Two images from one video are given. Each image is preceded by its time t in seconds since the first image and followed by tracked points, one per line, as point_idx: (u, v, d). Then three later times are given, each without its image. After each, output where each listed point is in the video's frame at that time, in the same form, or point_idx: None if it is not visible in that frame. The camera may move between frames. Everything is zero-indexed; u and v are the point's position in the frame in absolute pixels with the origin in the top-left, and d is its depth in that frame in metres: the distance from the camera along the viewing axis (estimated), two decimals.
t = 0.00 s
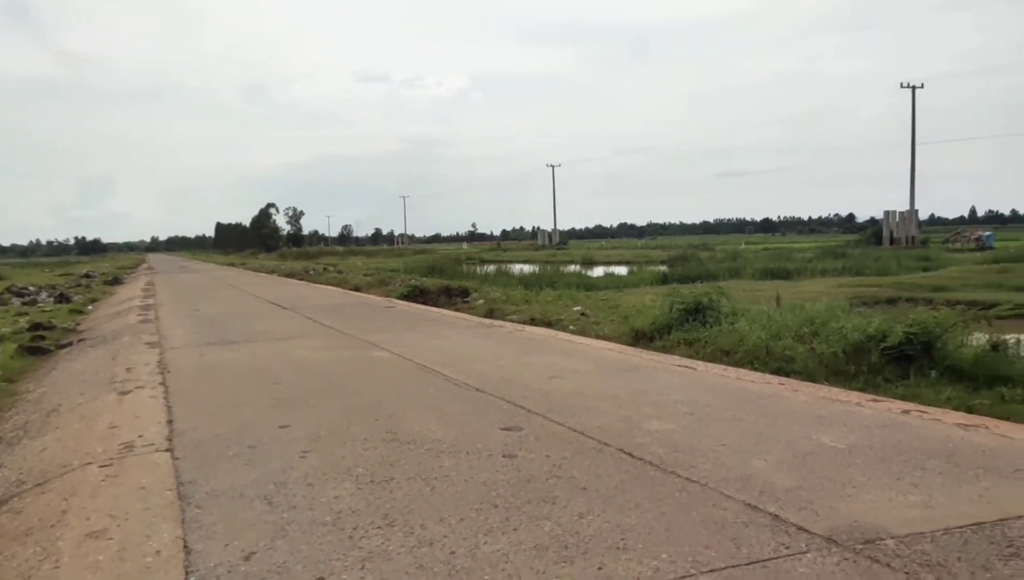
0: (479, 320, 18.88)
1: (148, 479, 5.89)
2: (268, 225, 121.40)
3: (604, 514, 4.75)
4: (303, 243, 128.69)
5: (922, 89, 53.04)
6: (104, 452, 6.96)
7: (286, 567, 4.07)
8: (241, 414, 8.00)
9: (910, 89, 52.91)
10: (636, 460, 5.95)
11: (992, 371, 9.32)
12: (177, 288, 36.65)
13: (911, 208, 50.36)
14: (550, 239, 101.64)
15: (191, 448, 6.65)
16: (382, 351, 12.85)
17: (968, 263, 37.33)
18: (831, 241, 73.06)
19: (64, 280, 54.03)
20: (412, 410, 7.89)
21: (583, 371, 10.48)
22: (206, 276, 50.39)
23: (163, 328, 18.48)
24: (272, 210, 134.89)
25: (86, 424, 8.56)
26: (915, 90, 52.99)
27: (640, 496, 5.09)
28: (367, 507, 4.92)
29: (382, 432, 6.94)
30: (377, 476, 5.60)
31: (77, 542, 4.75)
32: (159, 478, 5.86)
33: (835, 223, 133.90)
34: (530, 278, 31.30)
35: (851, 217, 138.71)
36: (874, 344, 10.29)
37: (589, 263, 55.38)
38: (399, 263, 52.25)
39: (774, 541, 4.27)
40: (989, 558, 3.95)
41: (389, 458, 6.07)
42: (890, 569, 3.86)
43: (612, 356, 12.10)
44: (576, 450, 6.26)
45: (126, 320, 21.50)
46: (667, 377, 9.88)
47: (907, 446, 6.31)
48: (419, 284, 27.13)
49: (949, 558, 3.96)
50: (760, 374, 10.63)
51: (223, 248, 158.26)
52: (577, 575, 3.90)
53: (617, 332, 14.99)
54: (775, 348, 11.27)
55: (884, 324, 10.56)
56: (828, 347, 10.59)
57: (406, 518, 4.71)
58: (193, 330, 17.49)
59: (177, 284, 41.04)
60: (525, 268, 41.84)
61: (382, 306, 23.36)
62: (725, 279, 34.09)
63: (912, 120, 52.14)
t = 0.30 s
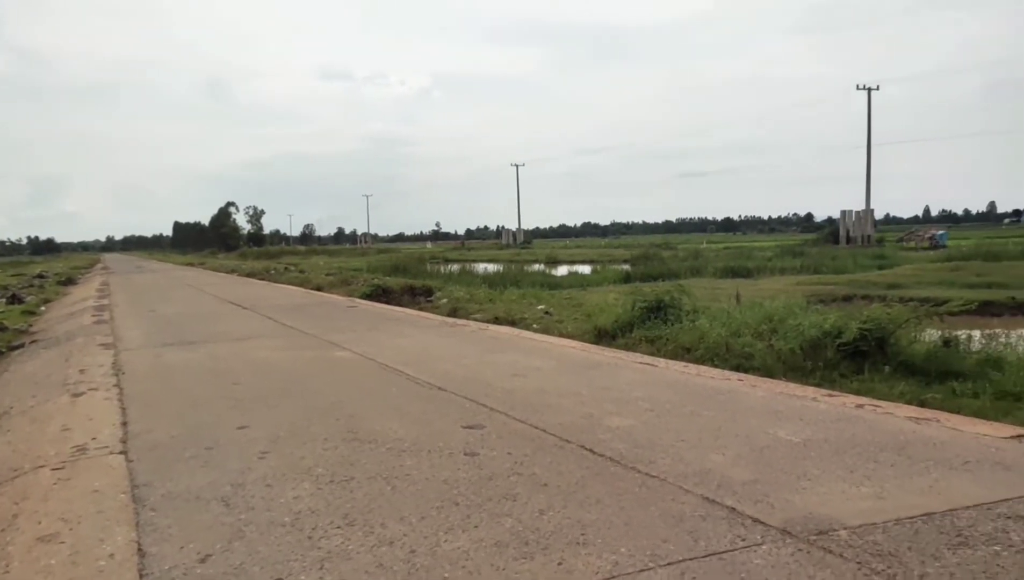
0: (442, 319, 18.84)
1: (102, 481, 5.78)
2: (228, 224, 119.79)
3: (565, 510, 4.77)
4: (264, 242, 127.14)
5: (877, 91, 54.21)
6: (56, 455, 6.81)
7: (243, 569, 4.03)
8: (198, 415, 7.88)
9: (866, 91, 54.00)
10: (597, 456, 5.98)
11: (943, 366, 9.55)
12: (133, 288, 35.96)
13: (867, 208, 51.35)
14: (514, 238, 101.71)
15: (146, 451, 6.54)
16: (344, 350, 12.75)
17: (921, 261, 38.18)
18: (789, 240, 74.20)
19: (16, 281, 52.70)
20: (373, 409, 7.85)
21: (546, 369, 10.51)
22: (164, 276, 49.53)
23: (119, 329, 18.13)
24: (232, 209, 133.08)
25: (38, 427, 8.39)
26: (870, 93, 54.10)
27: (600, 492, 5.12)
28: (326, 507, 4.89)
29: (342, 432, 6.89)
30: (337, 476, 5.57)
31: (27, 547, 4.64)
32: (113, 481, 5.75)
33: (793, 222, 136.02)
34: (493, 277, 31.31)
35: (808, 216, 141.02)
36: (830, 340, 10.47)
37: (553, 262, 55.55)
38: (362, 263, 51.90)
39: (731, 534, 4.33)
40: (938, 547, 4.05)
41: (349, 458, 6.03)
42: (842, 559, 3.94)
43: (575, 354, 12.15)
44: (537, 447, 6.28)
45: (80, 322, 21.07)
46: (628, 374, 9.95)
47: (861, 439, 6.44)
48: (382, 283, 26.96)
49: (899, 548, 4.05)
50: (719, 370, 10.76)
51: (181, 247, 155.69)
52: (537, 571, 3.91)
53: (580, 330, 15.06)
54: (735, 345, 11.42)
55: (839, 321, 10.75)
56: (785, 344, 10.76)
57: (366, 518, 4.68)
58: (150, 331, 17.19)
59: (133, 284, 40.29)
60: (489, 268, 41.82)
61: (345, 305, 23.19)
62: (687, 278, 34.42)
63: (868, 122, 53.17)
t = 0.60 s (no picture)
0: (395, 319, 18.73)
1: (39, 486, 5.61)
2: (176, 223, 117.39)
3: (514, 507, 4.78)
4: (214, 242, 124.87)
5: (824, 94, 55.44)
6: None
7: (185, 573, 3.95)
8: (142, 417, 7.71)
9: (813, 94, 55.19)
10: (548, 453, 6.00)
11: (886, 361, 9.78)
12: (78, 289, 35.02)
13: (815, 208, 52.41)
14: (470, 238, 101.46)
15: (87, 454, 6.38)
16: (295, 351, 12.59)
17: (867, 259, 39.11)
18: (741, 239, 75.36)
19: None
20: (323, 410, 7.76)
21: (499, 368, 10.51)
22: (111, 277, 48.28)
23: (61, 331, 17.63)
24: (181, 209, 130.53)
25: None
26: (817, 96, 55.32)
27: (550, 488, 5.13)
28: (272, 509, 4.82)
29: (291, 433, 6.80)
30: (284, 478, 5.49)
31: None
32: (51, 486, 5.59)
33: (743, 222, 138.21)
34: (448, 276, 31.21)
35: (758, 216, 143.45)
36: (777, 337, 10.65)
37: (509, 262, 55.58)
38: (316, 263, 51.29)
39: (677, 527, 4.38)
40: (876, 536, 4.14)
41: (297, 459, 5.96)
42: (784, 549, 4.01)
43: (528, 352, 12.18)
44: (488, 445, 6.27)
45: (22, 324, 20.45)
46: (580, 372, 10.01)
47: (805, 432, 6.57)
48: (335, 283, 26.68)
49: (840, 537, 4.13)
50: (670, 367, 10.88)
51: (128, 247, 152.11)
52: (485, 568, 3.91)
53: (534, 329, 15.10)
54: (686, 342, 11.56)
55: (787, 318, 10.94)
56: (735, 340, 10.92)
57: (313, 519, 4.63)
58: (94, 332, 16.76)
59: (78, 285, 39.21)
60: (444, 267, 41.65)
61: (297, 305, 22.91)
62: (640, 277, 34.75)
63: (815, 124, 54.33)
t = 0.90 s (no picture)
0: (344, 320, 18.51)
1: None
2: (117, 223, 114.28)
3: (459, 507, 4.75)
4: (157, 243, 121.96)
5: (769, 98, 56.50)
6: None
7: None
8: (77, 422, 7.48)
9: (759, 98, 56.24)
10: (495, 452, 5.99)
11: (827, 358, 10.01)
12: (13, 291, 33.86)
13: (760, 209, 53.39)
14: (420, 238, 100.80)
15: (16, 460, 6.16)
16: (239, 353, 12.36)
17: (810, 260, 39.96)
18: (689, 240, 76.36)
19: None
20: (267, 412, 7.63)
21: (448, 368, 10.47)
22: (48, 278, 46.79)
23: None
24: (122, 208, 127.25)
25: None
26: (763, 99, 56.38)
27: (495, 487, 5.13)
28: (211, 513, 4.72)
29: (233, 435, 6.68)
30: (224, 481, 5.38)
31: None
32: None
33: (691, 223, 140.15)
34: (398, 277, 30.96)
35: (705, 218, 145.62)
36: (723, 335, 10.81)
37: (459, 263, 55.38)
38: (263, 264, 50.44)
39: (622, 522, 4.42)
40: (814, 528, 4.23)
41: (239, 462, 5.84)
42: (725, 542, 4.07)
43: (477, 352, 12.15)
44: (435, 445, 6.23)
45: None
46: (530, 371, 10.03)
47: (748, 428, 6.68)
48: (282, 284, 26.26)
49: (779, 530, 4.21)
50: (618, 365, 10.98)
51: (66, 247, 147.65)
52: (428, 568, 3.88)
53: (484, 329, 15.08)
54: (634, 340, 11.66)
55: (732, 316, 11.12)
56: (681, 339, 11.05)
57: (254, 522, 4.54)
58: (29, 335, 16.22)
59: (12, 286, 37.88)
60: (394, 268, 41.30)
61: (243, 306, 22.50)
62: (590, 277, 34.95)
63: (761, 127, 55.31)
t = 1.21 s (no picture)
0: (291, 321, 18.25)
1: None
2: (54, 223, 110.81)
3: (405, 508, 4.72)
4: (96, 244, 118.59)
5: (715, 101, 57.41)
6: None
7: None
8: (8, 428, 7.23)
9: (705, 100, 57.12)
10: (442, 453, 5.96)
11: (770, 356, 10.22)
12: None
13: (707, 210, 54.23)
14: (369, 238, 99.91)
15: None
16: (180, 356, 12.10)
17: (755, 260, 40.73)
18: (637, 241, 77.14)
19: None
20: (208, 416, 7.48)
21: (395, 369, 10.40)
22: None
23: None
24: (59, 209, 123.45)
25: None
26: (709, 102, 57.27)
27: (442, 487, 5.10)
28: (149, 520, 4.60)
29: (173, 440, 6.53)
30: (163, 487, 5.25)
31: None
32: None
33: (639, 224, 141.70)
34: (347, 278, 30.63)
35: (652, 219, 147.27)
36: (669, 334, 10.94)
37: (409, 264, 55.04)
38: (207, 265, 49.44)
39: (568, 520, 4.44)
40: (755, 522, 4.31)
41: (178, 468, 5.71)
42: (669, 538, 4.12)
43: (426, 353, 12.09)
44: (381, 447, 6.18)
45: None
46: (478, 371, 10.02)
47: (693, 425, 6.77)
48: (227, 285, 25.78)
49: (721, 525, 4.27)
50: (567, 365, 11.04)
51: None
52: (373, 571, 3.85)
53: (434, 330, 15.03)
54: (583, 340, 11.73)
55: (678, 315, 11.26)
56: (629, 338, 11.16)
57: (193, 529, 4.45)
58: None
59: None
60: (343, 269, 40.86)
61: (187, 308, 22.02)
62: (540, 277, 35.07)
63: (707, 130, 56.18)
